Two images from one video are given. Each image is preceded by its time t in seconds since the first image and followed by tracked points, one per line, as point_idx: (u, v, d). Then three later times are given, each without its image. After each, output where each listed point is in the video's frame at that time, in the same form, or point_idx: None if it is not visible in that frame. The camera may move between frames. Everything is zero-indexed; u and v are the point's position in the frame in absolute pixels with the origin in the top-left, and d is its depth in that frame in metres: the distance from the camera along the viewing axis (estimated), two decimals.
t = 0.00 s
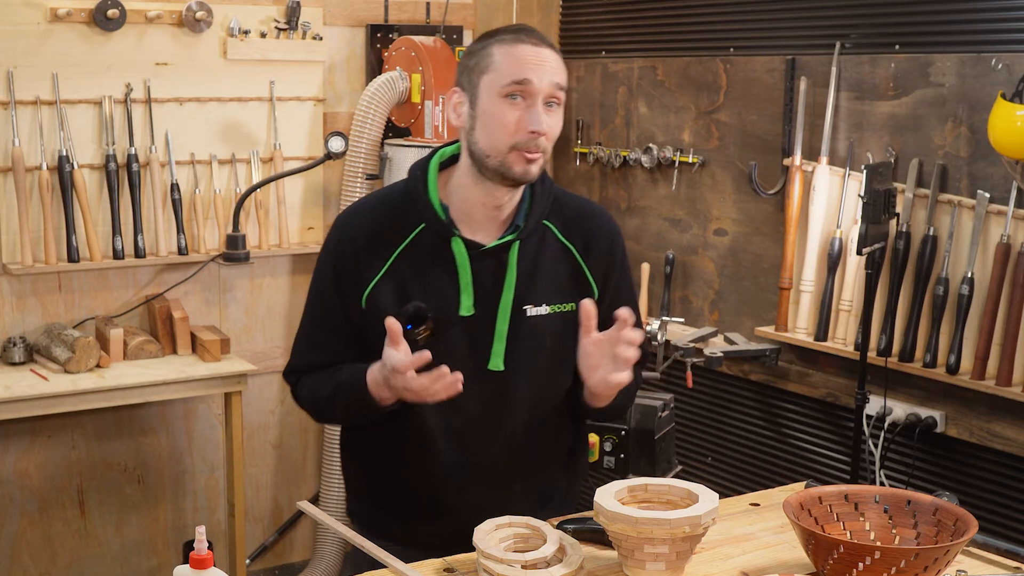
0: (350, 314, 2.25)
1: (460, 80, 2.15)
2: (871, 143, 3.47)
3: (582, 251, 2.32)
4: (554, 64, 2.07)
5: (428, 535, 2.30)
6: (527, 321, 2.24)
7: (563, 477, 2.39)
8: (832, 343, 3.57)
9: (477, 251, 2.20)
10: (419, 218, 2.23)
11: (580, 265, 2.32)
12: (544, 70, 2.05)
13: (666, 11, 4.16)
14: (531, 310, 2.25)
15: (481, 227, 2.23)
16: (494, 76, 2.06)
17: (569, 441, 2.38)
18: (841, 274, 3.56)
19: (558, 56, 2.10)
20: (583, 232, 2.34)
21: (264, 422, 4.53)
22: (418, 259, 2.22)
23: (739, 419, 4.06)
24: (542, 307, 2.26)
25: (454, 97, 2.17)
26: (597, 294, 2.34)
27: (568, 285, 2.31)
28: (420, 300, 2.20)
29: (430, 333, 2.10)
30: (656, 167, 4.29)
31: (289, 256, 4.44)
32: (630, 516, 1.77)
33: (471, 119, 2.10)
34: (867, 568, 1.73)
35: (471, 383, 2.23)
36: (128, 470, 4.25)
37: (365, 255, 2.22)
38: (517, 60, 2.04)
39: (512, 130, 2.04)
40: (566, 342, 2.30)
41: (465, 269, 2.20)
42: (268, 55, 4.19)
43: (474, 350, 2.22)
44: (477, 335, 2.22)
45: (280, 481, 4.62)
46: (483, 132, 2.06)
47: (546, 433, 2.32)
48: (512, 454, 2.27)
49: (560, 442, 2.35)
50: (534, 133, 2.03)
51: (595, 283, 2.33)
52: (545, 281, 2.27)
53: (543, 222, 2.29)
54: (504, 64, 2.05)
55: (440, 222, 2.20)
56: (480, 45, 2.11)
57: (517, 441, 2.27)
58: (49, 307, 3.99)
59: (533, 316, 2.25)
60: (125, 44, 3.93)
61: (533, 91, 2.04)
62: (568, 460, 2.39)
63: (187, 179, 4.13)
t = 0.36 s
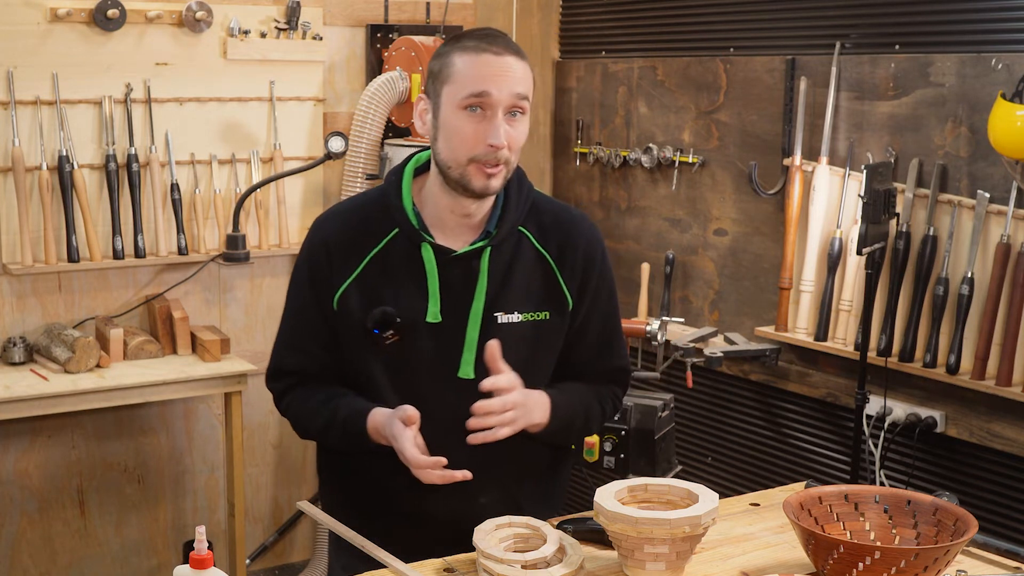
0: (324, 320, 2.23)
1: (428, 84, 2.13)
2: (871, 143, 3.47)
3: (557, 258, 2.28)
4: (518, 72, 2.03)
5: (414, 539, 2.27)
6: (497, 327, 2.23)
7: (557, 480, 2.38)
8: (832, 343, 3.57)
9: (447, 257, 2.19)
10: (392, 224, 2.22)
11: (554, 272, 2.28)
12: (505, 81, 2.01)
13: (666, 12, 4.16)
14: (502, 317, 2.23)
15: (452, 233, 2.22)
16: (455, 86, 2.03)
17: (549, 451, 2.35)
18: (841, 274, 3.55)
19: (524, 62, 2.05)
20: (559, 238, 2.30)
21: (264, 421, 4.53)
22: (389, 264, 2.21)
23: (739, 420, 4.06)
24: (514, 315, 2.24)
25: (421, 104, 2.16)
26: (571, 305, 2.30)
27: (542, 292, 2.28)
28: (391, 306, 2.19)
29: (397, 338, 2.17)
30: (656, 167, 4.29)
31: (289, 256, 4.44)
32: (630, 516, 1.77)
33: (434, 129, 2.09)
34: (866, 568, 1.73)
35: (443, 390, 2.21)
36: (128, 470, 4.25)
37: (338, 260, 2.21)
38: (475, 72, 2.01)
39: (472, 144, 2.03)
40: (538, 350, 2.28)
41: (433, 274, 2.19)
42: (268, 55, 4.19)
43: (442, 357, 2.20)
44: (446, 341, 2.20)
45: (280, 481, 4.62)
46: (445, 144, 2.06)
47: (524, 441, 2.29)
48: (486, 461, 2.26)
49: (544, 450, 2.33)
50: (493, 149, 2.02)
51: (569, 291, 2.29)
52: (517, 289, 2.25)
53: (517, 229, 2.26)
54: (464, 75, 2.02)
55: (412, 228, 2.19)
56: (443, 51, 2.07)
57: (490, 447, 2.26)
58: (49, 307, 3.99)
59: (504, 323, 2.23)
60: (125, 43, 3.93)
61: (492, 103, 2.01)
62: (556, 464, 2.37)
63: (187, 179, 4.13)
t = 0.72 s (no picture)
0: (315, 320, 2.24)
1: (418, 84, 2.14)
2: (871, 143, 3.47)
3: (550, 257, 2.27)
4: (507, 70, 2.04)
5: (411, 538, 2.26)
6: (490, 326, 2.22)
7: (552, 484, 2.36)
8: (832, 343, 3.57)
9: (437, 256, 2.19)
10: (383, 224, 2.22)
11: (547, 272, 2.27)
12: (494, 80, 2.02)
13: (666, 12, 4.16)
14: (494, 317, 2.22)
15: (443, 232, 2.22)
16: (444, 85, 2.04)
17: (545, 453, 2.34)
18: (841, 274, 3.55)
19: (513, 59, 2.06)
20: (553, 238, 2.29)
21: (264, 421, 4.52)
22: (381, 264, 2.21)
23: (739, 419, 4.06)
24: (507, 314, 2.23)
25: (413, 104, 2.18)
26: (565, 304, 2.29)
27: (535, 292, 2.27)
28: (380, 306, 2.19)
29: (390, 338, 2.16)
30: (656, 167, 4.29)
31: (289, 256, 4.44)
32: (630, 516, 1.77)
33: (424, 128, 2.10)
34: (866, 568, 1.73)
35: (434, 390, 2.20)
36: (128, 470, 4.25)
37: (330, 259, 2.21)
38: (465, 71, 2.02)
39: (461, 143, 2.03)
40: (533, 349, 2.27)
41: (424, 274, 2.19)
42: (268, 55, 4.19)
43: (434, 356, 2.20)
44: (438, 342, 2.19)
45: (280, 481, 4.62)
46: (434, 143, 2.07)
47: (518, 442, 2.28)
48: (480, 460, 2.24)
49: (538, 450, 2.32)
50: (482, 147, 2.02)
51: (563, 291, 2.27)
52: (511, 289, 2.24)
53: (511, 229, 2.25)
54: (453, 74, 2.03)
55: (402, 227, 2.19)
56: (433, 51, 2.08)
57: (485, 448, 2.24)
58: (49, 307, 3.99)
59: (497, 323, 2.22)
60: (125, 43, 3.93)
61: (481, 102, 2.02)
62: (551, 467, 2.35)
63: (187, 179, 4.13)
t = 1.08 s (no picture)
0: (329, 330, 2.22)
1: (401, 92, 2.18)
2: (871, 143, 3.47)
3: (554, 238, 2.34)
4: (480, 68, 2.06)
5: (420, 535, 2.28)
6: (509, 312, 2.27)
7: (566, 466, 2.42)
8: (832, 343, 3.57)
9: (452, 250, 2.22)
10: (391, 226, 2.22)
11: (555, 252, 2.34)
12: (466, 79, 2.05)
13: (666, 12, 4.16)
14: (512, 302, 2.27)
15: (450, 225, 2.24)
16: (420, 91, 2.08)
17: (554, 441, 2.38)
18: (841, 274, 3.55)
19: (486, 55, 2.08)
20: (554, 220, 2.36)
21: (264, 421, 4.52)
22: (395, 263, 2.22)
23: (739, 419, 4.06)
24: (523, 298, 2.28)
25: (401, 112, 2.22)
26: (574, 279, 2.36)
27: (545, 273, 2.33)
28: (401, 306, 2.19)
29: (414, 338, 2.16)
30: (656, 167, 4.29)
31: (289, 256, 4.44)
32: (630, 516, 1.77)
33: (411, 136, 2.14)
34: (866, 568, 1.73)
35: (460, 382, 2.24)
36: (128, 470, 4.25)
37: (342, 267, 2.20)
38: (436, 75, 2.06)
39: (444, 146, 2.07)
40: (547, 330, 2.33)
41: (443, 269, 2.21)
42: (268, 55, 4.19)
43: (460, 348, 2.23)
44: (461, 332, 2.23)
45: (280, 482, 4.62)
46: (420, 150, 2.11)
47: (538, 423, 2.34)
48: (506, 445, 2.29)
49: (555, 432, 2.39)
50: (464, 146, 2.05)
51: (572, 266, 2.35)
52: (522, 274, 2.29)
53: (514, 215, 2.31)
54: (426, 80, 2.07)
55: (413, 226, 2.20)
56: (407, 61, 2.13)
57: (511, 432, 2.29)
58: (49, 307, 3.99)
59: (515, 308, 2.27)
60: (125, 43, 3.93)
61: (457, 103, 2.06)
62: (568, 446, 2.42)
63: (187, 178, 4.13)
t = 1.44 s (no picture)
0: (346, 319, 2.18)
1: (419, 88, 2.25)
2: (871, 143, 3.47)
3: (563, 240, 2.40)
4: (490, 63, 2.11)
5: (420, 532, 2.27)
6: (524, 308, 2.30)
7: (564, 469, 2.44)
8: (832, 343, 3.57)
9: (473, 243, 2.24)
10: (409, 218, 2.24)
11: (564, 253, 2.39)
12: (477, 72, 2.10)
13: (667, 11, 4.17)
14: (527, 298, 2.30)
15: (466, 220, 2.27)
16: (432, 82, 2.13)
17: (552, 441, 2.38)
18: (841, 274, 3.55)
19: (499, 51, 2.13)
20: (562, 223, 2.42)
21: (264, 421, 4.52)
22: (416, 255, 2.23)
23: (739, 419, 4.06)
24: (536, 295, 2.32)
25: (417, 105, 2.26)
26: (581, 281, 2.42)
27: (555, 273, 2.38)
28: (422, 296, 2.20)
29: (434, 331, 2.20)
30: (656, 167, 4.29)
31: (289, 256, 4.44)
32: (630, 516, 1.76)
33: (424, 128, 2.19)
34: (866, 568, 1.73)
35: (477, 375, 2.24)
36: (128, 470, 4.25)
37: (363, 254, 2.18)
38: (448, 66, 2.11)
39: (450, 136, 2.11)
40: (558, 328, 2.36)
41: (464, 261, 2.23)
42: (268, 55, 4.19)
43: (475, 342, 2.24)
44: (477, 326, 2.25)
45: (279, 482, 4.62)
46: (430, 140, 2.15)
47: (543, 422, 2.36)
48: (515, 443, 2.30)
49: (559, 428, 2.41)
50: (470, 137, 2.09)
51: (579, 268, 2.41)
52: (535, 271, 2.33)
53: (525, 216, 2.35)
54: (438, 71, 2.12)
55: (434, 218, 2.22)
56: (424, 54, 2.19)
57: (521, 432, 2.31)
58: (49, 307, 3.99)
59: (530, 304, 2.31)
60: (125, 44, 3.94)
61: (466, 95, 2.11)
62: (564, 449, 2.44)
63: (187, 178, 4.13)
